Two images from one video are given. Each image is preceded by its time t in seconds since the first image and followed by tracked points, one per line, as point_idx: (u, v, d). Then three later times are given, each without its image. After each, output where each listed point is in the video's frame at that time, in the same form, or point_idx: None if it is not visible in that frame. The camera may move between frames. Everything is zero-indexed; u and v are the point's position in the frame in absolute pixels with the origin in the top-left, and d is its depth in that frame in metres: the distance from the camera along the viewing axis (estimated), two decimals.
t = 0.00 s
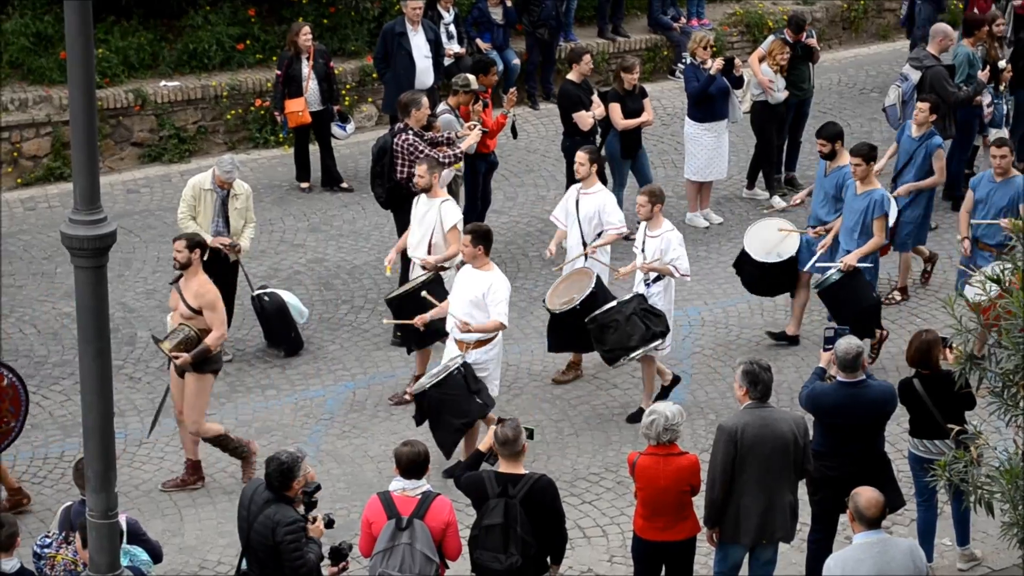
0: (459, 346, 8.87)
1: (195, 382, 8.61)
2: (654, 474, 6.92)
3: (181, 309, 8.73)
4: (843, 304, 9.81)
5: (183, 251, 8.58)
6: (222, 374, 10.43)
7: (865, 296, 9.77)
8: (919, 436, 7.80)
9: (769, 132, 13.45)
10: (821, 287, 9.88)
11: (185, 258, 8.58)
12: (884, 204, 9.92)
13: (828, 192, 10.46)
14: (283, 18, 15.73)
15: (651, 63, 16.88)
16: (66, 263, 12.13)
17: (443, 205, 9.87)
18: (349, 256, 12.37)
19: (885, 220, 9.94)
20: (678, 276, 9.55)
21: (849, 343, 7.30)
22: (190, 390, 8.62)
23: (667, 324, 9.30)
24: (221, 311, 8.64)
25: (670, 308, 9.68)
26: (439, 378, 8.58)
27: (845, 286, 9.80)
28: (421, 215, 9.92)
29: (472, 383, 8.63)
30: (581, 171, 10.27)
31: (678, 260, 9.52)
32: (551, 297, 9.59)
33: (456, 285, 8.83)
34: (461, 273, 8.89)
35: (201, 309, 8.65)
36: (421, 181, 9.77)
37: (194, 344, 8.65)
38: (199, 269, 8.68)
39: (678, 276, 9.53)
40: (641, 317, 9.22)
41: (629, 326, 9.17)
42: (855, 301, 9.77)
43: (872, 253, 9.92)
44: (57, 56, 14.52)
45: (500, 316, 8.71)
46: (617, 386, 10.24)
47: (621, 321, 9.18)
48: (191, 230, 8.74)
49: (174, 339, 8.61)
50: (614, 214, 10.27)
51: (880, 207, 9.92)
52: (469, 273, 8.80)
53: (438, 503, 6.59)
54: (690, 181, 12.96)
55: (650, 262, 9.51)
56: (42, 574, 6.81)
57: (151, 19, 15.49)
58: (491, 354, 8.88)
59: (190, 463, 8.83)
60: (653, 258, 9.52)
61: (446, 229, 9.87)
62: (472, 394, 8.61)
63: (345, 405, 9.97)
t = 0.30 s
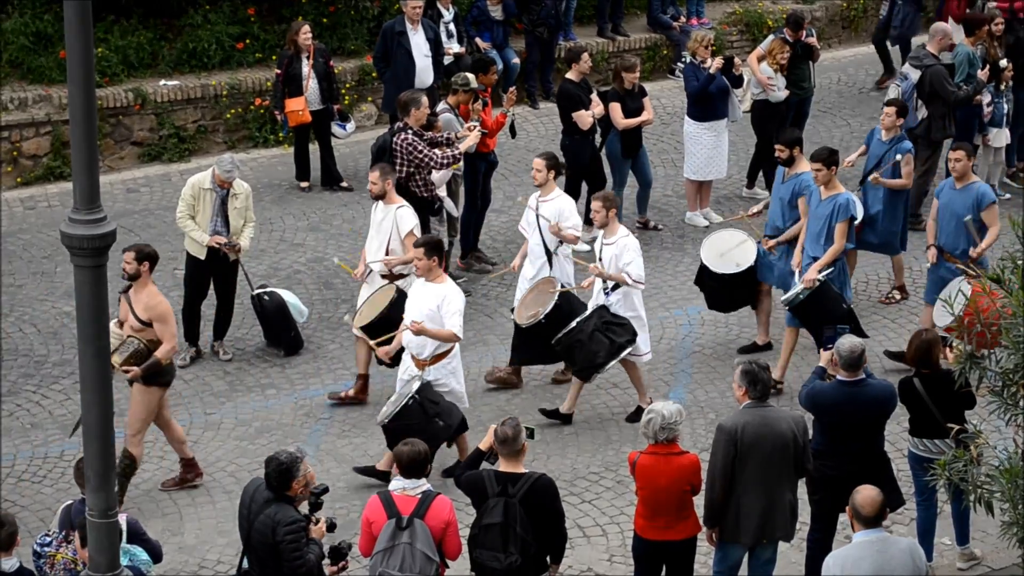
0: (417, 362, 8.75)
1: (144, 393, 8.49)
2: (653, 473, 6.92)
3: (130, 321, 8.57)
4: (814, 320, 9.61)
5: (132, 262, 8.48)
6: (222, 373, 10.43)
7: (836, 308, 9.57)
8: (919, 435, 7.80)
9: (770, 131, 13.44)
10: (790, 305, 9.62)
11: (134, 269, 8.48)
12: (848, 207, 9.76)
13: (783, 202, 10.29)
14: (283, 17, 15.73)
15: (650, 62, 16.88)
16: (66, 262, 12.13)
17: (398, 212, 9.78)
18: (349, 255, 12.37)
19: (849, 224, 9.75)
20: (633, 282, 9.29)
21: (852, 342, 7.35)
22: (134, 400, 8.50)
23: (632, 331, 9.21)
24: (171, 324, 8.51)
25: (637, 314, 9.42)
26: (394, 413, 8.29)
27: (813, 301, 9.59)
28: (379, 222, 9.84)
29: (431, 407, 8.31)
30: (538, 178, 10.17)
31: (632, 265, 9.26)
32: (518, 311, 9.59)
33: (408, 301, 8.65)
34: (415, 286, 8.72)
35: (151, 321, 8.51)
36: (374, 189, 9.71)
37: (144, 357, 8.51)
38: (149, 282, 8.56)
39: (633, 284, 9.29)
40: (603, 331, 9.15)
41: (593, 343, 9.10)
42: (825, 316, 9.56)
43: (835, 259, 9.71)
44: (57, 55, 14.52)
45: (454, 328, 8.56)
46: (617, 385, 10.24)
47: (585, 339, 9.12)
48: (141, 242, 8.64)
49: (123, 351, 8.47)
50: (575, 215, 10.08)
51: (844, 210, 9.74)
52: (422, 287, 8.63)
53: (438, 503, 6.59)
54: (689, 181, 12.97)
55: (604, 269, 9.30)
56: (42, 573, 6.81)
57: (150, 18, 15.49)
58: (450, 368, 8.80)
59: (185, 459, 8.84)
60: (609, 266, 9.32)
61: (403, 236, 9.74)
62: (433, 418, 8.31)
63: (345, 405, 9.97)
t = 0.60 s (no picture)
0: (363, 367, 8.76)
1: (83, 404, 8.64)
2: (653, 474, 6.93)
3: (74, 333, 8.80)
4: (770, 318, 9.51)
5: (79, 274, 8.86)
6: (223, 373, 10.44)
7: (793, 308, 9.51)
8: (919, 436, 7.80)
9: (772, 132, 13.49)
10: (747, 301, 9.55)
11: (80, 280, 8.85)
12: (809, 215, 9.85)
13: (749, 208, 10.43)
14: (284, 16, 15.73)
15: (652, 62, 16.88)
16: (67, 262, 12.13)
17: (350, 219, 9.83)
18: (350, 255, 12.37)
19: (811, 232, 9.84)
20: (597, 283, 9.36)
21: (852, 343, 7.37)
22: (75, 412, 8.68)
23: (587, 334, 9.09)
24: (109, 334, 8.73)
25: (591, 318, 9.49)
26: (349, 391, 8.21)
27: (772, 297, 9.51)
28: (330, 229, 9.89)
29: (380, 397, 8.35)
30: (496, 184, 9.91)
31: (596, 266, 9.34)
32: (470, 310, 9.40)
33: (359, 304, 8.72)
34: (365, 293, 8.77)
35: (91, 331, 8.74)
36: (326, 196, 9.72)
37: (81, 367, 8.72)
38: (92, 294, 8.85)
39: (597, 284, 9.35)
40: (560, 327, 9.01)
41: (548, 336, 8.96)
42: (782, 315, 9.48)
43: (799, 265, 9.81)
44: (58, 54, 14.52)
45: (405, 333, 8.58)
46: (617, 385, 10.24)
47: (540, 331, 8.96)
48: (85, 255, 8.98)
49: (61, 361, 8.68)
50: (530, 224, 9.92)
51: (806, 218, 9.84)
52: (373, 292, 8.68)
53: (439, 503, 6.59)
54: (690, 181, 12.97)
55: (568, 270, 9.35)
56: (42, 573, 6.82)
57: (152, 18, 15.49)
58: (394, 376, 8.79)
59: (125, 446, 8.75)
60: (571, 266, 9.37)
61: (355, 242, 9.81)
62: (380, 407, 8.33)
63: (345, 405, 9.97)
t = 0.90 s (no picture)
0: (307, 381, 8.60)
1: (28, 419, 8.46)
2: (648, 473, 6.94)
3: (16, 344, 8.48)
4: (723, 325, 9.36)
5: (16, 286, 8.42)
6: (218, 373, 10.43)
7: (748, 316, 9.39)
8: (915, 435, 7.81)
9: (767, 132, 13.46)
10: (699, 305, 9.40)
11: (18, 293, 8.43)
12: (768, 223, 9.74)
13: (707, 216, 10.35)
14: (279, 16, 15.72)
15: (647, 62, 16.88)
16: (62, 262, 12.12)
17: (301, 228, 9.82)
18: (346, 255, 12.37)
19: (769, 240, 9.73)
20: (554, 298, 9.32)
21: (848, 342, 7.36)
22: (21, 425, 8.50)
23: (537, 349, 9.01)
24: (51, 346, 8.37)
25: (543, 332, 9.43)
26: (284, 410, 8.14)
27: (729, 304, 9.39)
28: (281, 239, 9.87)
29: (316, 415, 8.23)
30: (451, 193, 9.97)
31: (554, 283, 9.30)
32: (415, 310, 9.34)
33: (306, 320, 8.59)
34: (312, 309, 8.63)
35: (31, 343, 8.40)
36: (276, 206, 9.72)
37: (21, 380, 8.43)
38: (32, 304, 8.46)
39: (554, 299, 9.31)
40: (509, 341, 8.92)
41: (496, 351, 8.88)
42: (736, 322, 9.34)
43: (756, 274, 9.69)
44: (53, 54, 14.50)
45: (353, 350, 8.47)
46: (613, 385, 10.24)
47: (488, 346, 8.89)
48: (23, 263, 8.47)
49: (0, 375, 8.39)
50: (488, 235, 9.95)
51: (763, 226, 9.72)
52: (320, 307, 8.55)
53: (436, 503, 6.58)
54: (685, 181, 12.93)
55: (525, 285, 9.27)
56: (39, 574, 6.82)
57: (147, 18, 15.46)
58: (338, 393, 8.59)
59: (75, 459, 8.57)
60: (528, 281, 9.29)
61: (307, 254, 9.80)
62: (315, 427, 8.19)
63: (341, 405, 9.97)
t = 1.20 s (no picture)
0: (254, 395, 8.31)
1: None
2: (641, 476, 6.93)
3: None
4: (684, 347, 9.17)
5: None
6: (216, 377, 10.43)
7: (707, 338, 9.15)
8: (913, 438, 7.81)
9: (763, 133, 13.49)
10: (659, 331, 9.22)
11: None
12: (720, 238, 9.49)
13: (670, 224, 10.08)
14: (276, 20, 15.73)
15: (643, 65, 16.90)
16: (60, 267, 12.12)
17: (248, 241, 9.55)
18: (343, 259, 12.37)
19: (722, 254, 9.48)
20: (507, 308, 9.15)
21: (844, 345, 7.37)
22: None
23: (494, 359, 8.91)
24: None
25: (500, 343, 9.25)
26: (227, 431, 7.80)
27: (685, 328, 9.15)
28: (229, 250, 9.58)
29: (261, 435, 7.92)
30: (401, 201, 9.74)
31: (506, 292, 9.13)
32: (366, 331, 9.17)
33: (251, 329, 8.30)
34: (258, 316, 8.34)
35: None
36: (225, 216, 9.44)
37: None
38: None
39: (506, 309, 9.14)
40: (467, 354, 8.82)
41: (456, 365, 8.76)
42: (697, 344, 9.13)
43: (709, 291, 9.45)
44: (50, 58, 14.50)
45: (293, 360, 8.15)
46: (611, 388, 10.24)
47: (448, 360, 8.77)
48: None
49: None
50: (432, 245, 9.72)
51: (716, 241, 9.48)
52: (265, 316, 8.25)
53: (433, 508, 6.60)
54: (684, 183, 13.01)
55: (475, 296, 9.12)
56: None
57: (143, 22, 15.45)
58: (288, 404, 8.33)
59: None
60: (479, 292, 9.14)
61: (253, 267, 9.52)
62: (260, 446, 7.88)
63: (339, 409, 9.97)
